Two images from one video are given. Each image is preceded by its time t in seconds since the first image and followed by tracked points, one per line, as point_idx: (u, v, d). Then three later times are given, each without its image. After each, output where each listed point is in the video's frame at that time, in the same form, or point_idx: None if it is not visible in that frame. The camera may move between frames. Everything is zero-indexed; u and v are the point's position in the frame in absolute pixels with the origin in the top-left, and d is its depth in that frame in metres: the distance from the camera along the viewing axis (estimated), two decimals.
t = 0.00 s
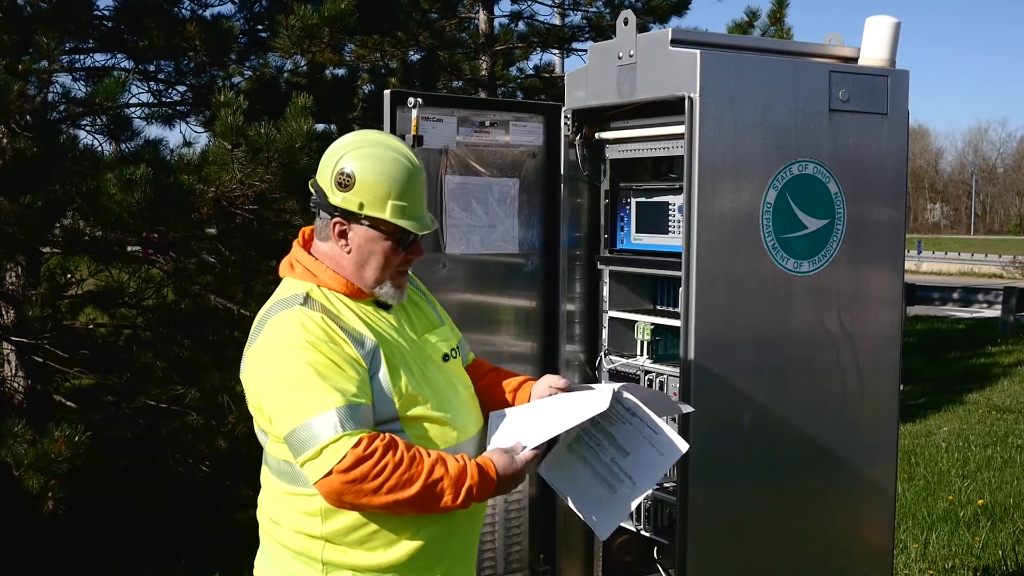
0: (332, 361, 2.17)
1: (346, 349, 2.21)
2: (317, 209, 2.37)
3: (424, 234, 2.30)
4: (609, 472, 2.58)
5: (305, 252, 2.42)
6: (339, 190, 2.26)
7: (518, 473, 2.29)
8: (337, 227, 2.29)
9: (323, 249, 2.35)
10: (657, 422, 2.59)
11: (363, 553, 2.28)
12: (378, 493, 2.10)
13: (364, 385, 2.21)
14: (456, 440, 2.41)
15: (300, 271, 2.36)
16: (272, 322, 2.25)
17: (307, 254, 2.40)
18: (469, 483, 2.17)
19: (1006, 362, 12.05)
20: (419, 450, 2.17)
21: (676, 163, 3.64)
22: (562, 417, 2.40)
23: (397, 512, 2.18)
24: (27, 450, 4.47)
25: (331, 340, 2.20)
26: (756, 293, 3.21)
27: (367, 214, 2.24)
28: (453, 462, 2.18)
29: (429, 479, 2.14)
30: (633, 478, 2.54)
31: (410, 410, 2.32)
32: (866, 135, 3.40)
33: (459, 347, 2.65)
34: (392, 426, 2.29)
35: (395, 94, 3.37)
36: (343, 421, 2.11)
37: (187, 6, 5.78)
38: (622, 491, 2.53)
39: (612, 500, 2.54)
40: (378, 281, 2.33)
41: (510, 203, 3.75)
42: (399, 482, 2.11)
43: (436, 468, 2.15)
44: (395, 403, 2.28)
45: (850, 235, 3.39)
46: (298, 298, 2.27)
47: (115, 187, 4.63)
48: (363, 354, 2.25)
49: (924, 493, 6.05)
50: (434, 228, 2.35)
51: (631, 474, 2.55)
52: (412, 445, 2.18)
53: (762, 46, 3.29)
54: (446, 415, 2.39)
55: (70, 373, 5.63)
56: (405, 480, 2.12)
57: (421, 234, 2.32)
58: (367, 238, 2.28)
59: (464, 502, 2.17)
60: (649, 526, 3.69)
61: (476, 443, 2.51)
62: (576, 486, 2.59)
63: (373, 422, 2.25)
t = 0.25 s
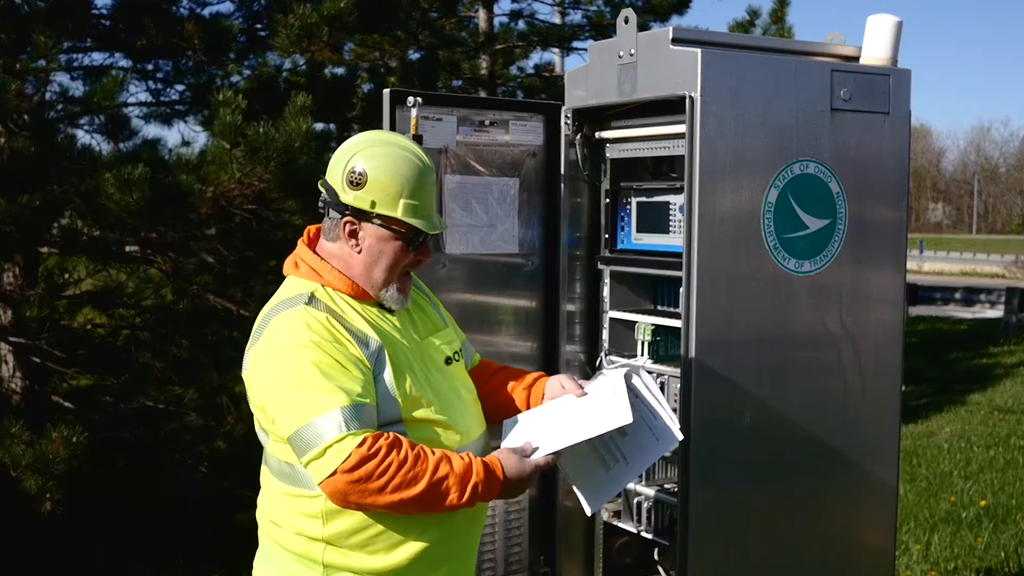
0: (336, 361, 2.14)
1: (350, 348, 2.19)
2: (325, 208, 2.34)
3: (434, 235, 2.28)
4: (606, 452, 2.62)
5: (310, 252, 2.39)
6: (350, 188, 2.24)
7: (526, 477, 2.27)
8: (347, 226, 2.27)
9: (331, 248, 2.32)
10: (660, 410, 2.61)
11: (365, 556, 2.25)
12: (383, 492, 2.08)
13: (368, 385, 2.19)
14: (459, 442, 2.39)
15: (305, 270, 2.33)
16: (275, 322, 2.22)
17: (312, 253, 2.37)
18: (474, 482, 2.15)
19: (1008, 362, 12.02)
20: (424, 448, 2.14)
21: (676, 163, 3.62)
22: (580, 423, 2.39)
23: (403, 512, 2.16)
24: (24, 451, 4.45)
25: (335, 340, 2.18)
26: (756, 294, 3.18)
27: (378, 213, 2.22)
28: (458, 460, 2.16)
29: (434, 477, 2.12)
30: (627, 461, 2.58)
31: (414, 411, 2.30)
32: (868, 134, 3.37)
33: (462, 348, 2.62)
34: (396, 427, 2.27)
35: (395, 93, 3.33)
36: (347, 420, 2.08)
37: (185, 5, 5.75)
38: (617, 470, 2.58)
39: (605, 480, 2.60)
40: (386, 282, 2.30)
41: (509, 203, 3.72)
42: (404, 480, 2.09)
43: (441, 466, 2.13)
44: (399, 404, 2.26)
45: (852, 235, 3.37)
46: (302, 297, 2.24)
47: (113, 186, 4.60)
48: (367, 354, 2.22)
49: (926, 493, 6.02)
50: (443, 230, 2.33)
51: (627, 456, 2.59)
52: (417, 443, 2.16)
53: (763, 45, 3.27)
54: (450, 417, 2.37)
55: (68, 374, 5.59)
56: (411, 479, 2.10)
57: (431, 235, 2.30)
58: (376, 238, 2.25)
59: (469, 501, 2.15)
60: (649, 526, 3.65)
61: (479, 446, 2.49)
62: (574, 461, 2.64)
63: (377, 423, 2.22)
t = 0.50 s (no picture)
0: (337, 361, 2.15)
1: (352, 349, 2.19)
2: (328, 206, 2.34)
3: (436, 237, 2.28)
4: (626, 454, 2.59)
5: (314, 251, 2.39)
6: (353, 187, 2.24)
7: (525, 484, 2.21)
8: (348, 224, 2.27)
9: (333, 247, 2.33)
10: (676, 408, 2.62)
11: (366, 557, 2.25)
12: (383, 492, 2.09)
13: (369, 386, 2.19)
14: (460, 444, 2.39)
15: (308, 269, 2.33)
16: (278, 322, 2.23)
17: (315, 252, 2.37)
18: (475, 482, 2.14)
19: (1008, 362, 12.02)
20: (424, 449, 2.14)
21: (676, 163, 3.62)
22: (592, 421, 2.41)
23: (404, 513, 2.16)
24: (25, 451, 4.44)
25: (337, 340, 2.18)
26: (756, 293, 3.18)
27: (379, 213, 2.22)
28: (459, 460, 2.15)
29: (434, 477, 2.12)
30: (650, 460, 2.56)
31: (416, 412, 2.30)
32: (867, 134, 3.37)
33: (465, 349, 2.62)
34: (397, 428, 2.27)
35: (395, 93, 3.34)
36: (348, 420, 2.09)
37: (186, 5, 5.76)
38: (642, 471, 2.55)
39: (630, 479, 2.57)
40: (386, 282, 2.31)
41: (510, 203, 3.72)
42: (404, 481, 2.09)
43: (441, 467, 2.13)
44: (401, 405, 2.26)
45: (852, 235, 3.37)
46: (305, 297, 2.24)
47: (113, 186, 4.61)
48: (369, 355, 2.22)
49: (926, 493, 6.03)
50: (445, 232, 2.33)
51: (650, 455, 2.57)
52: (417, 444, 2.16)
53: (763, 46, 3.27)
54: (452, 419, 2.36)
55: (69, 374, 5.58)
56: (410, 479, 2.10)
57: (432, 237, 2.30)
58: (377, 237, 2.25)
59: (470, 501, 2.14)
60: (649, 526, 3.67)
61: (482, 447, 2.50)
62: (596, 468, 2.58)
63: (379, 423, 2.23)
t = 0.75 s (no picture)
0: (337, 360, 2.16)
1: (352, 348, 2.21)
2: (328, 204, 2.35)
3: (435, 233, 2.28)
4: (617, 440, 2.58)
5: (316, 251, 2.40)
6: (352, 184, 2.25)
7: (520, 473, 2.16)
8: (348, 221, 2.28)
9: (334, 245, 2.34)
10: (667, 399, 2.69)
11: (368, 557, 2.26)
12: (385, 483, 2.09)
13: (370, 384, 2.20)
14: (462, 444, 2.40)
15: (309, 269, 2.34)
16: (278, 322, 2.23)
17: (317, 252, 2.38)
18: (472, 455, 2.14)
19: (1007, 362, 12.03)
20: (419, 436, 2.16)
21: (676, 163, 3.62)
22: (613, 411, 2.43)
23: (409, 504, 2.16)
24: (26, 451, 4.44)
25: (337, 340, 2.19)
26: (756, 293, 3.19)
27: (379, 209, 2.23)
28: (452, 440, 2.16)
29: (433, 459, 2.12)
30: (642, 444, 2.58)
31: (418, 412, 2.30)
32: (867, 134, 3.38)
33: (467, 351, 2.63)
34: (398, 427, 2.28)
35: (396, 93, 3.35)
36: (349, 417, 2.10)
37: (186, 6, 5.77)
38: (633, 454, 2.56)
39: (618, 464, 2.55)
40: (387, 278, 2.31)
41: (510, 203, 3.73)
42: (404, 467, 2.10)
43: (438, 449, 2.14)
44: (401, 404, 2.27)
45: (851, 235, 3.38)
46: (306, 297, 2.25)
47: (114, 186, 4.63)
48: (369, 354, 2.24)
49: (925, 493, 6.04)
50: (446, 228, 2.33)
51: (641, 439, 2.59)
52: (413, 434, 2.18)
53: (763, 46, 3.28)
54: (453, 418, 2.36)
55: (70, 374, 5.62)
56: (410, 465, 2.11)
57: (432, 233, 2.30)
58: (377, 233, 2.26)
59: (471, 479, 2.14)
60: (649, 526, 3.65)
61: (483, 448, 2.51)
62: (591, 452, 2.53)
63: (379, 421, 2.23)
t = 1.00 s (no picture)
0: (348, 348, 2.18)
1: (359, 338, 2.23)
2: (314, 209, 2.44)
3: (410, 206, 2.29)
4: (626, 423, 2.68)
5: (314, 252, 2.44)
6: (319, 181, 2.34)
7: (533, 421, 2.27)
8: (323, 216, 2.35)
9: (324, 246, 2.38)
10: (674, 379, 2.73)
11: (369, 554, 2.26)
12: (415, 452, 2.09)
13: (381, 371, 2.22)
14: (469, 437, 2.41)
15: (308, 267, 2.37)
16: (283, 319, 2.25)
17: (315, 251, 2.41)
18: (489, 412, 2.18)
19: (1007, 363, 12.03)
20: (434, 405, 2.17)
21: (676, 163, 3.61)
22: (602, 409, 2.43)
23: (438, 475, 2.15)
24: (26, 451, 4.44)
25: (344, 331, 2.22)
26: (756, 293, 3.19)
27: (346, 196, 2.29)
28: (467, 403, 2.19)
29: (455, 422, 2.14)
30: (650, 427, 2.65)
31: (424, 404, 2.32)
32: (867, 134, 3.38)
33: (470, 349, 2.64)
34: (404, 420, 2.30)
35: (395, 93, 3.36)
36: (368, 395, 2.11)
37: (186, 6, 5.77)
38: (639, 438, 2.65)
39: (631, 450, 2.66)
40: (378, 264, 2.31)
41: (510, 203, 3.74)
42: (430, 435, 2.10)
43: (456, 412, 2.16)
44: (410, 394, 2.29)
45: (851, 235, 3.38)
46: (308, 293, 2.28)
47: (114, 186, 4.63)
48: (377, 344, 2.27)
49: (925, 493, 6.04)
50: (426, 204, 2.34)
51: (648, 421, 2.67)
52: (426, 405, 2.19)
53: (763, 46, 3.28)
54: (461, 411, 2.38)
55: (70, 374, 5.61)
56: (435, 432, 2.11)
57: (409, 207, 2.31)
58: (350, 220, 2.30)
59: (493, 435, 2.17)
60: (649, 526, 3.65)
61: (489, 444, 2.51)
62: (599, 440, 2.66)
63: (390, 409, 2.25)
